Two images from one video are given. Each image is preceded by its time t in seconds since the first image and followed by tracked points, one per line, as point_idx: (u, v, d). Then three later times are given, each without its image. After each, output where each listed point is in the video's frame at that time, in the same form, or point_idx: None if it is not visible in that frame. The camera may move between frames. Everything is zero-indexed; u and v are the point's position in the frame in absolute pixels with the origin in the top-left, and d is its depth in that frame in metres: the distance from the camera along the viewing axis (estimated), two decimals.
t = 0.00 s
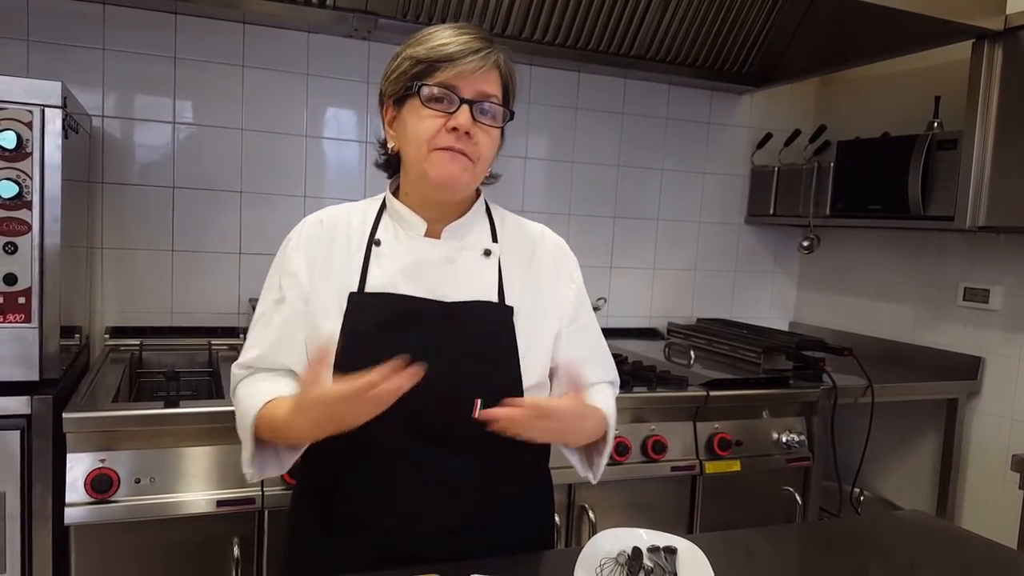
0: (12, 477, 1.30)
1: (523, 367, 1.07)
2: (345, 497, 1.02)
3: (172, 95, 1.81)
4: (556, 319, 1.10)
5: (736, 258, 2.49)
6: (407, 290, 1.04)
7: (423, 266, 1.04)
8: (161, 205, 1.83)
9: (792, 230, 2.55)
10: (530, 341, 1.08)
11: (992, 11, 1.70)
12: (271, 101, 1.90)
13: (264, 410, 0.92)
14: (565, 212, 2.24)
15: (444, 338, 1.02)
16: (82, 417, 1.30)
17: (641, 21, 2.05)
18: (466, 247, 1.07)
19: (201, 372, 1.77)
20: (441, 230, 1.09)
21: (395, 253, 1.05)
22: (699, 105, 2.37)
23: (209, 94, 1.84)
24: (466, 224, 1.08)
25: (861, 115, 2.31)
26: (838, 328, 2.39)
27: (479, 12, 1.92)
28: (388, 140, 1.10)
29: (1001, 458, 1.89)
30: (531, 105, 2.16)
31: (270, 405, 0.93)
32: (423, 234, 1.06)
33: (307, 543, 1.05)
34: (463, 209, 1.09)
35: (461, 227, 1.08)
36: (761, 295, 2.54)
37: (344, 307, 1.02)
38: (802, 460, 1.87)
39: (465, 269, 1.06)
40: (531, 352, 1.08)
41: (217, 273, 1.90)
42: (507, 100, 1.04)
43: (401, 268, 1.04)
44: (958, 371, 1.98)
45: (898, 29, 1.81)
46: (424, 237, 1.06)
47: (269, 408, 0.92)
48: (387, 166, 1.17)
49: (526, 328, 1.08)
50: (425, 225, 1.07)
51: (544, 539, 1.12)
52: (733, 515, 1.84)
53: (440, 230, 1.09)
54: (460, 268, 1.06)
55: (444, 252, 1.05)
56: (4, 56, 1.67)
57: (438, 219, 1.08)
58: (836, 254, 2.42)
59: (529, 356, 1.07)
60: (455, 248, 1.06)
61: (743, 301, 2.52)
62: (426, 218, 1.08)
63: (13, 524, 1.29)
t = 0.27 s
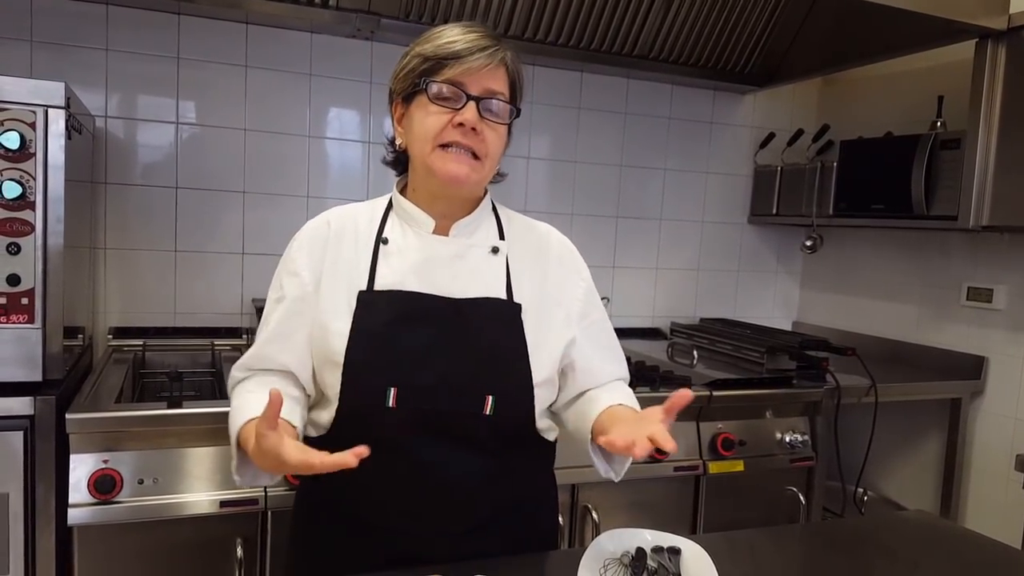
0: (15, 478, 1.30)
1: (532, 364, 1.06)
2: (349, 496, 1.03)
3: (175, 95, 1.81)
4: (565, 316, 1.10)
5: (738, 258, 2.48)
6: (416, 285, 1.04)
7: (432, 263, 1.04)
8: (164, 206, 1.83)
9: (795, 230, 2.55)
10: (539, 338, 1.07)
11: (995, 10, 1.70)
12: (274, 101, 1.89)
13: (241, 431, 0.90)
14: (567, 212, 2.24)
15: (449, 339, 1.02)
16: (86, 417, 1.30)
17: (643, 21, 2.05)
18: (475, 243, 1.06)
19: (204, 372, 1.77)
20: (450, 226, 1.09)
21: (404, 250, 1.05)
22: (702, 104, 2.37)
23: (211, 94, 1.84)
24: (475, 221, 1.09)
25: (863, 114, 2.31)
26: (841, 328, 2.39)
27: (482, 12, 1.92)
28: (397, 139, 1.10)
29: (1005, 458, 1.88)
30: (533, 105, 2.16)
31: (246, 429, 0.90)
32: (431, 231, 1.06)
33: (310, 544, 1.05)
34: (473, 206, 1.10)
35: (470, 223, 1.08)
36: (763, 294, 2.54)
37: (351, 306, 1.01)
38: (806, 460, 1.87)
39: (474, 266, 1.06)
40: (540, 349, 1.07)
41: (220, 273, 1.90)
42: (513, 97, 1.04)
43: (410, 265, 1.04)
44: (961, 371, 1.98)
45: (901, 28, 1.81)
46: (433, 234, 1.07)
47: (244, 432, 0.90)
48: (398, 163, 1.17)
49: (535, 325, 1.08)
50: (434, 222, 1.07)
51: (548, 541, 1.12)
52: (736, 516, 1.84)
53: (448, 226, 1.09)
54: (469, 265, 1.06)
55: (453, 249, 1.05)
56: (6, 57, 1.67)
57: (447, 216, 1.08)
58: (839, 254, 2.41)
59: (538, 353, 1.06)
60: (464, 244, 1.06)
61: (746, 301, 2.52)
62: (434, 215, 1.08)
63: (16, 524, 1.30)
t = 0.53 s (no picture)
0: (18, 484, 1.30)
1: (536, 362, 1.06)
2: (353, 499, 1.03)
3: (175, 100, 1.81)
4: (570, 317, 1.10)
5: (740, 257, 2.48)
6: (424, 285, 1.04)
7: (439, 263, 1.05)
8: (165, 210, 1.83)
9: (796, 229, 2.55)
10: (545, 340, 1.08)
11: (994, 8, 1.70)
12: (274, 104, 1.90)
13: (331, 426, 0.91)
14: (568, 213, 2.24)
15: (452, 341, 1.02)
16: (89, 422, 1.30)
17: (642, 21, 2.05)
18: (483, 246, 1.07)
19: (207, 376, 1.77)
20: (458, 228, 1.09)
21: (411, 250, 1.05)
22: (701, 104, 2.37)
23: (212, 98, 1.84)
24: (482, 223, 1.09)
25: (863, 112, 2.31)
26: (843, 327, 2.39)
27: (481, 14, 1.92)
28: (405, 143, 1.11)
29: (1008, 455, 1.88)
30: (533, 106, 2.16)
31: (334, 424, 0.91)
32: (439, 232, 1.06)
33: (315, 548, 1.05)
34: (479, 209, 1.10)
35: (478, 225, 1.09)
36: (765, 294, 2.54)
37: (360, 304, 1.01)
38: (809, 459, 1.87)
39: (481, 267, 1.07)
40: (544, 349, 1.08)
41: (222, 276, 1.90)
42: (519, 101, 1.04)
43: (419, 265, 1.04)
44: (964, 368, 1.98)
45: (899, 26, 1.81)
46: (441, 235, 1.07)
47: (337, 426, 0.90)
48: (404, 167, 1.17)
49: (540, 327, 1.08)
50: (442, 224, 1.07)
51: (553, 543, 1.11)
52: (740, 515, 1.83)
53: (456, 227, 1.09)
54: (476, 266, 1.06)
55: (460, 249, 1.06)
56: (6, 63, 1.67)
57: (455, 219, 1.08)
58: (840, 252, 2.41)
59: (542, 352, 1.07)
60: (471, 246, 1.06)
61: (747, 300, 2.51)
62: (441, 217, 1.08)
63: (20, 531, 1.29)
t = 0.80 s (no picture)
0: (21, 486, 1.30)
1: (536, 363, 1.06)
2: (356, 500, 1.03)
3: (178, 102, 1.81)
4: (569, 319, 1.10)
5: (742, 259, 2.48)
6: (424, 287, 1.03)
7: (441, 264, 1.04)
8: (168, 213, 1.83)
9: (798, 231, 2.54)
10: (546, 341, 1.08)
11: (997, 9, 1.70)
12: (277, 107, 1.90)
13: (348, 425, 0.94)
14: (570, 215, 2.24)
15: (455, 344, 1.02)
16: (92, 425, 1.30)
17: (644, 23, 2.05)
18: (484, 246, 1.07)
19: (210, 379, 1.77)
20: (459, 230, 1.09)
21: (413, 252, 1.05)
22: (704, 106, 2.36)
23: (215, 101, 1.84)
24: (483, 225, 1.09)
25: (866, 114, 2.31)
26: (846, 329, 2.38)
27: (483, 16, 1.92)
28: (405, 146, 1.11)
29: (1012, 457, 1.88)
30: (535, 109, 2.16)
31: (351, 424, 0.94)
32: (441, 234, 1.06)
33: (318, 550, 1.05)
34: (481, 211, 1.10)
35: (479, 228, 1.09)
36: (768, 295, 2.54)
37: (362, 306, 1.01)
38: (812, 461, 1.86)
39: (483, 268, 1.06)
40: (545, 350, 1.07)
41: (224, 279, 1.90)
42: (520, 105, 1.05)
43: (421, 267, 1.04)
44: (967, 370, 1.97)
45: (903, 28, 1.81)
46: (442, 237, 1.06)
47: (355, 425, 0.94)
48: (405, 170, 1.17)
49: (541, 329, 1.08)
50: (444, 225, 1.07)
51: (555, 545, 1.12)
52: (742, 518, 1.83)
53: (458, 229, 1.09)
54: (477, 268, 1.06)
55: (461, 251, 1.05)
56: (10, 66, 1.68)
57: (456, 221, 1.08)
58: (842, 254, 2.41)
59: (542, 354, 1.07)
60: (473, 248, 1.06)
61: (750, 302, 2.51)
62: (443, 218, 1.08)
63: (24, 533, 1.30)
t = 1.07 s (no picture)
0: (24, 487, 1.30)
1: (537, 374, 1.06)
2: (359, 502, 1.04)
3: (181, 104, 1.81)
4: (571, 325, 1.10)
5: (744, 261, 2.48)
6: (424, 298, 1.03)
7: (443, 275, 1.04)
8: (171, 214, 1.83)
9: (800, 232, 2.54)
10: (548, 348, 1.08)
11: (1000, 12, 1.70)
12: (280, 109, 1.90)
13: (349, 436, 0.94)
14: (572, 216, 2.24)
15: (458, 347, 1.02)
16: (95, 426, 1.30)
17: (647, 25, 2.05)
18: (487, 256, 1.06)
19: (212, 380, 1.77)
20: (463, 240, 1.09)
21: (416, 260, 1.05)
22: (706, 108, 2.36)
23: (218, 102, 1.84)
24: (486, 235, 1.10)
25: (868, 116, 2.31)
26: (848, 331, 2.38)
27: (487, 18, 1.93)
28: (408, 151, 1.11)
29: (1014, 459, 1.88)
30: (538, 110, 2.16)
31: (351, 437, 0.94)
32: (445, 243, 1.07)
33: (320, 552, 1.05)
34: (484, 219, 1.10)
35: (481, 238, 1.09)
36: (770, 297, 2.54)
37: (363, 314, 1.01)
38: (814, 463, 1.86)
39: (485, 279, 1.06)
40: (545, 361, 1.07)
41: (227, 280, 1.90)
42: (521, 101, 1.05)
43: (423, 276, 1.04)
44: (969, 373, 1.97)
45: (905, 31, 1.81)
46: (445, 245, 1.06)
47: (355, 436, 0.94)
48: (408, 175, 1.17)
49: (543, 336, 1.08)
50: (447, 235, 1.07)
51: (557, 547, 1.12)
52: (744, 520, 1.83)
53: (462, 240, 1.09)
54: (479, 278, 1.05)
55: (464, 261, 1.05)
56: (13, 67, 1.68)
57: (460, 228, 1.08)
58: (844, 256, 2.41)
59: (543, 365, 1.07)
60: (475, 258, 1.05)
61: (752, 304, 2.51)
62: (447, 226, 1.08)
63: (26, 534, 1.30)
